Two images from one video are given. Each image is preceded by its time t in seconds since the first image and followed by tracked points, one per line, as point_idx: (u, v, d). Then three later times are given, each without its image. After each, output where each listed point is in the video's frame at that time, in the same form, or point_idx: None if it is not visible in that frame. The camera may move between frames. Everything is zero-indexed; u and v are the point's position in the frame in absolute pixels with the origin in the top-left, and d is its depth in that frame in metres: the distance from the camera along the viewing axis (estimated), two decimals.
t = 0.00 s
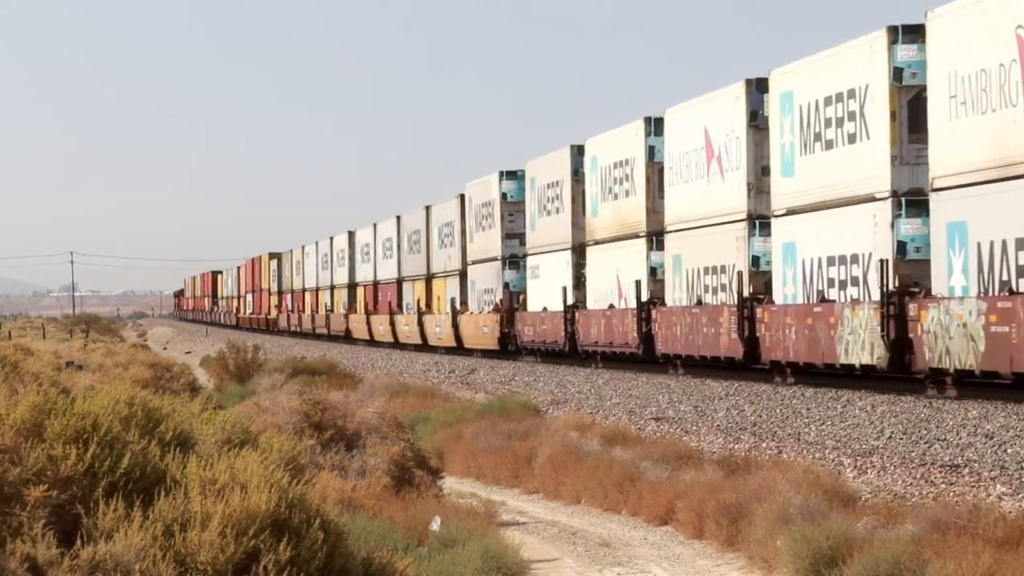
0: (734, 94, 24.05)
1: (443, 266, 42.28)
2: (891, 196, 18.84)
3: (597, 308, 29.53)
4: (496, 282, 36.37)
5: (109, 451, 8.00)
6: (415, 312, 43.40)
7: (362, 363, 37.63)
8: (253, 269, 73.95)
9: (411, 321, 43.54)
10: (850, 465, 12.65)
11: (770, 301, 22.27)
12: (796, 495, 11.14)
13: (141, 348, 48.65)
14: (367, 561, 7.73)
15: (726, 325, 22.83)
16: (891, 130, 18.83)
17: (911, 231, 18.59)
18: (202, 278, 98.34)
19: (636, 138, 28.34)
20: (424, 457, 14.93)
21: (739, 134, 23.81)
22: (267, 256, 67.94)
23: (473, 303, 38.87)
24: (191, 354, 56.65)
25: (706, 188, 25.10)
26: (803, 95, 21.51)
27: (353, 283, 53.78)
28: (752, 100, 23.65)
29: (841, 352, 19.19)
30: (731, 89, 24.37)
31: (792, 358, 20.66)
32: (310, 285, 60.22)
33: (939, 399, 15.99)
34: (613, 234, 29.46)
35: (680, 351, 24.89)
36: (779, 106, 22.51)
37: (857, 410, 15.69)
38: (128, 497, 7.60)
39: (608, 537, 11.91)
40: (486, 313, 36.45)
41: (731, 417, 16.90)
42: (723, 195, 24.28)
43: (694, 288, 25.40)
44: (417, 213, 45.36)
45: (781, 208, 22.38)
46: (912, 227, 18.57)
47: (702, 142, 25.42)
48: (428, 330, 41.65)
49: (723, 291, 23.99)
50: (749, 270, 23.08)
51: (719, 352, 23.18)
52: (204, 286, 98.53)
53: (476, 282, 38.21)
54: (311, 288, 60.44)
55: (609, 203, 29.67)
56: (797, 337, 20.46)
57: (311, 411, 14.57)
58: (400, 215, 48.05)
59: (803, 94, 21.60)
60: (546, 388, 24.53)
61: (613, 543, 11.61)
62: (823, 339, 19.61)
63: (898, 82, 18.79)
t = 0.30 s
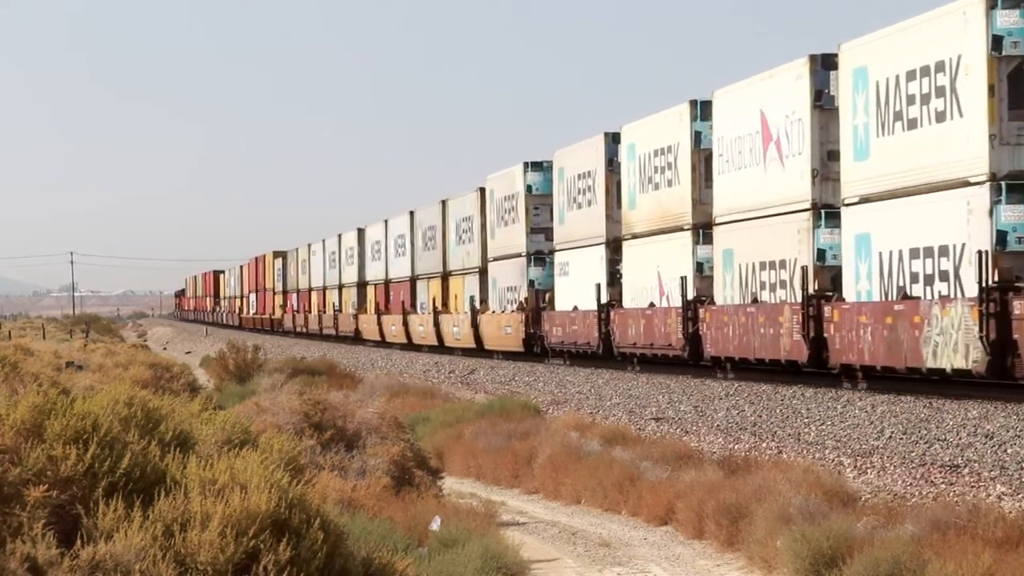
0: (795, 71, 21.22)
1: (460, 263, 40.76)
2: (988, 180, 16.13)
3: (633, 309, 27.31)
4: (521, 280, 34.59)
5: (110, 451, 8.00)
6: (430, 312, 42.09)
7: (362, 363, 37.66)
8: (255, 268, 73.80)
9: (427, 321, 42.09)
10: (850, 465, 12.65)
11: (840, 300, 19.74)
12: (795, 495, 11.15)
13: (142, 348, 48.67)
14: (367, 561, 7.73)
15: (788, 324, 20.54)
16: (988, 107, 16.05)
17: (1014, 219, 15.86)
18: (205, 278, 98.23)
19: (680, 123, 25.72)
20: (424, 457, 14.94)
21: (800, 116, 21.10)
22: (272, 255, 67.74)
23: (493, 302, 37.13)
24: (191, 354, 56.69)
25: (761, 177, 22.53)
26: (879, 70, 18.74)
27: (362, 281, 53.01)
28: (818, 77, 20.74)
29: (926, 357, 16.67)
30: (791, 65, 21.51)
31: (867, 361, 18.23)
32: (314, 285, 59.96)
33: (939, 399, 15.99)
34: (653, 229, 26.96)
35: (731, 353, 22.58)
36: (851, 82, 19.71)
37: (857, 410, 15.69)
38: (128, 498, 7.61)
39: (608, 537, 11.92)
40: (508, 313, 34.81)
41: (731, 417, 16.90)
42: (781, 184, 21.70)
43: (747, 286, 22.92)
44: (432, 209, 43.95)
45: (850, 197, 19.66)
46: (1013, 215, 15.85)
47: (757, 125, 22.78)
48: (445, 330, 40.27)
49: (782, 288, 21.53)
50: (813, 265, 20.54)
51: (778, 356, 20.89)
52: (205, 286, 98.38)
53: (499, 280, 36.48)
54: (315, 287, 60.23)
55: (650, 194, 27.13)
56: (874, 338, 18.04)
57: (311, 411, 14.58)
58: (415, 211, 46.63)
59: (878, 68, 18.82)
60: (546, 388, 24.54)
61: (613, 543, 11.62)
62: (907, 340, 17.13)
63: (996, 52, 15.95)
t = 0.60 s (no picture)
0: (870, 44, 19.08)
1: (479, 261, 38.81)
2: None
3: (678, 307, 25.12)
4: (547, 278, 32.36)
5: (109, 451, 8.01)
6: (446, 312, 40.33)
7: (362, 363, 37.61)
8: (258, 267, 73.50)
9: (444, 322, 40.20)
10: (850, 465, 12.65)
11: (925, 297, 17.55)
12: (796, 495, 11.14)
13: (145, 349, 48.50)
14: (367, 561, 7.74)
15: (862, 323, 18.40)
16: None
17: None
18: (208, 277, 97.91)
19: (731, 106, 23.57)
20: (424, 457, 14.93)
21: (877, 95, 18.91)
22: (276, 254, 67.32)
23: (518, 302, 35.00)
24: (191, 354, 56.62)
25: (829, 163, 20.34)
26: (971, 39, 16.56)
27: (373, 280, 51.72)
28: (897, 51, 18.59)
29: None
30: (864, 38, 19.34)
31: (961, 365, 16.00)
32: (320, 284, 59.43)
33: (938, 399, 15.98)
34: (700, 220, 24.78)
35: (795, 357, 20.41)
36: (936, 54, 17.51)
37: (857, 410, 15.68)
38: (128, 498, 7.60)
39: (608, 537, 11.91)
40: (533, 312, 32.56)
41: (731, 417, 16.89)
42: (853, 170, 19.55)
43: (810, 283, 20.80)
44: (450, 204, 42.10)
45: (937, 183, 17.55)
46: None
47: (823, 105, 20.55)
48: (463, 332, 38.38)
49: (854, 284, 19.36)
50: (892, 259, 18.37)
51: (850, 358, 18.71)
52: (207, 286, 98.11)
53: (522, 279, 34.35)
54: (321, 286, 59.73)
55: (696, 182, 24.94)
56: (969, 340, 15.85)
57: (311, 411, 14.58)
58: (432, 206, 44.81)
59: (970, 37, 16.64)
60: (546, 388, 24.52)
61: (613, 542, 11.61)
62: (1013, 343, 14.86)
63: None
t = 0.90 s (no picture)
0: (962, 12, 16.91)
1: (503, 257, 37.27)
2: None
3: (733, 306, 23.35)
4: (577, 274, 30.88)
5: (109, 451, 8.01)
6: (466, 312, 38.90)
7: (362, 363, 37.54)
8: (262, 266, 73.14)
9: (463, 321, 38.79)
10: (850, 465, 12.64)
11: None
12: (796, 495, 11.13)
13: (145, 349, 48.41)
14: (367, 561, 7.73)
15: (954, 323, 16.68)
16: None
17: None
18: (210, 276, 97.51)
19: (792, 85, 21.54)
20: (424, 457, 14.92)
21: (970, 69, 16.79)
22: (281, 252, 66.79)
23: (545, 301, 33.47)
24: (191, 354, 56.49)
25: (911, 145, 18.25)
26: None
27: (384, 279, 50.49)
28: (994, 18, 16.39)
29: None
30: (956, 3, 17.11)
31: None
32: (326, 283, 58.78)
33: (938, 399, 15.98)
34: (756, 210, 22.85)
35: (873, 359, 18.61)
36: None
37: (857, 410, 15.67)
38: (128, 497, 7.60)
39: (607, 537, 11.90)
40: (563, 311, 31.17)
41: (731, 417, 16.88)
42: (939, 152, 17.51)
43: (889, 278, 18.89)
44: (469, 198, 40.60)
45: None
46: None
47: (906, 80, 18.39)
48: (485, 332, 36.91)
49: (943, 278, 17.52)
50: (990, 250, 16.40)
51: (940, 361, 16.94)
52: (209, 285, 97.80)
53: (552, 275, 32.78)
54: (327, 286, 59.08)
55: (751, 168, 23.04)
56: None
57: (311, 411, 14.58)
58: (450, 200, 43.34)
59: None
60: (546, 388, 24.49)
61: (613, 542, 11.60)
62: None
63: None
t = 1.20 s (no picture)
0: None
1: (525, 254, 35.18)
2: None
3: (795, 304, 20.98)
4: (612, 270, 28.58)
5: (110, 451, 8.01)
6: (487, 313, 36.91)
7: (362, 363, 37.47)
8: (265, 265, 72.87)
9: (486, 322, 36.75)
10: (850, 465, 12.63)
11: None
12: (795, 495, 11.13)
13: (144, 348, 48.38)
14: (367, 561, 7.73)
15: None
16: None
17: None
18: (213, 275, 97.04)
19: (869, 61, 19.25)
20: (424, 457, 14.89)
21: None
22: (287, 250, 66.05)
23: (575, 299, 31.23)
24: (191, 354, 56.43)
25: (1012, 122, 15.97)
26: None
27: (398, 277, 48.89)
28: None
29: None
30: None
31: None
32: (333, 282, 57.93)
33: (938, 399, 15.96)
34: (823, 198, 20.64)
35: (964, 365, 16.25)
36: None
37: (857, 410, 15.66)
38: (128, 497, 7.60)
39: (608, 537, 11.89)
40: (597, 311, 28.88)
41: (731, 417, 16.87)
42: None
43: (986, 273, 16.55)
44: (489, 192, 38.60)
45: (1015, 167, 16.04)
46: None
47: (1004, 50, 16.16)
48: (511, 333, 34.98)
49: None
50: None
51: None
52: (211, 284, 97.49)
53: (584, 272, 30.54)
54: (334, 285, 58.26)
55: (817, 152, 20.74)
56: None
57: (311, 411, 14.58)
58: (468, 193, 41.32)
59: None
60: (546, 388, 24.45)
61: (613, 542, 11.60)
62: None
63: None
